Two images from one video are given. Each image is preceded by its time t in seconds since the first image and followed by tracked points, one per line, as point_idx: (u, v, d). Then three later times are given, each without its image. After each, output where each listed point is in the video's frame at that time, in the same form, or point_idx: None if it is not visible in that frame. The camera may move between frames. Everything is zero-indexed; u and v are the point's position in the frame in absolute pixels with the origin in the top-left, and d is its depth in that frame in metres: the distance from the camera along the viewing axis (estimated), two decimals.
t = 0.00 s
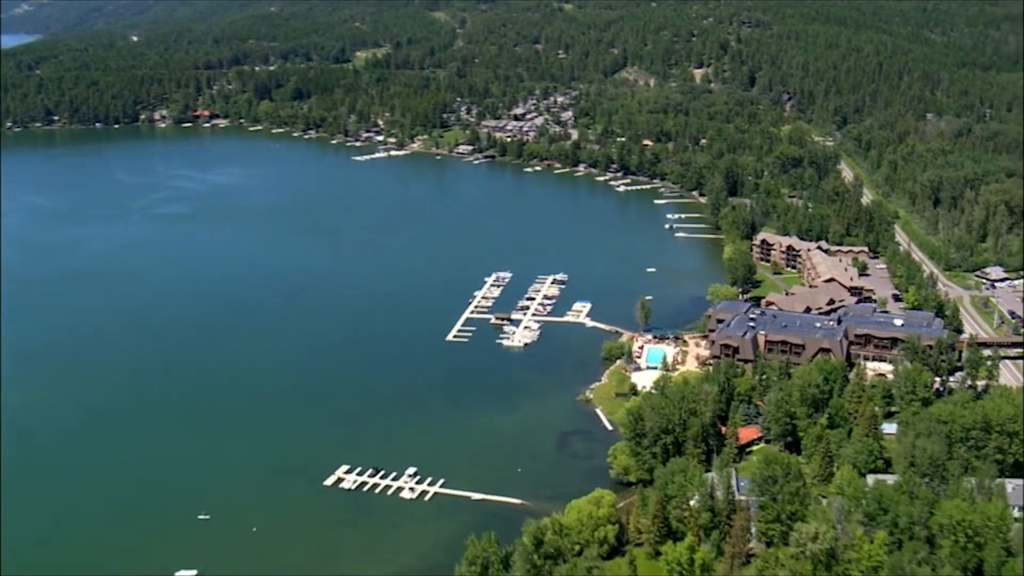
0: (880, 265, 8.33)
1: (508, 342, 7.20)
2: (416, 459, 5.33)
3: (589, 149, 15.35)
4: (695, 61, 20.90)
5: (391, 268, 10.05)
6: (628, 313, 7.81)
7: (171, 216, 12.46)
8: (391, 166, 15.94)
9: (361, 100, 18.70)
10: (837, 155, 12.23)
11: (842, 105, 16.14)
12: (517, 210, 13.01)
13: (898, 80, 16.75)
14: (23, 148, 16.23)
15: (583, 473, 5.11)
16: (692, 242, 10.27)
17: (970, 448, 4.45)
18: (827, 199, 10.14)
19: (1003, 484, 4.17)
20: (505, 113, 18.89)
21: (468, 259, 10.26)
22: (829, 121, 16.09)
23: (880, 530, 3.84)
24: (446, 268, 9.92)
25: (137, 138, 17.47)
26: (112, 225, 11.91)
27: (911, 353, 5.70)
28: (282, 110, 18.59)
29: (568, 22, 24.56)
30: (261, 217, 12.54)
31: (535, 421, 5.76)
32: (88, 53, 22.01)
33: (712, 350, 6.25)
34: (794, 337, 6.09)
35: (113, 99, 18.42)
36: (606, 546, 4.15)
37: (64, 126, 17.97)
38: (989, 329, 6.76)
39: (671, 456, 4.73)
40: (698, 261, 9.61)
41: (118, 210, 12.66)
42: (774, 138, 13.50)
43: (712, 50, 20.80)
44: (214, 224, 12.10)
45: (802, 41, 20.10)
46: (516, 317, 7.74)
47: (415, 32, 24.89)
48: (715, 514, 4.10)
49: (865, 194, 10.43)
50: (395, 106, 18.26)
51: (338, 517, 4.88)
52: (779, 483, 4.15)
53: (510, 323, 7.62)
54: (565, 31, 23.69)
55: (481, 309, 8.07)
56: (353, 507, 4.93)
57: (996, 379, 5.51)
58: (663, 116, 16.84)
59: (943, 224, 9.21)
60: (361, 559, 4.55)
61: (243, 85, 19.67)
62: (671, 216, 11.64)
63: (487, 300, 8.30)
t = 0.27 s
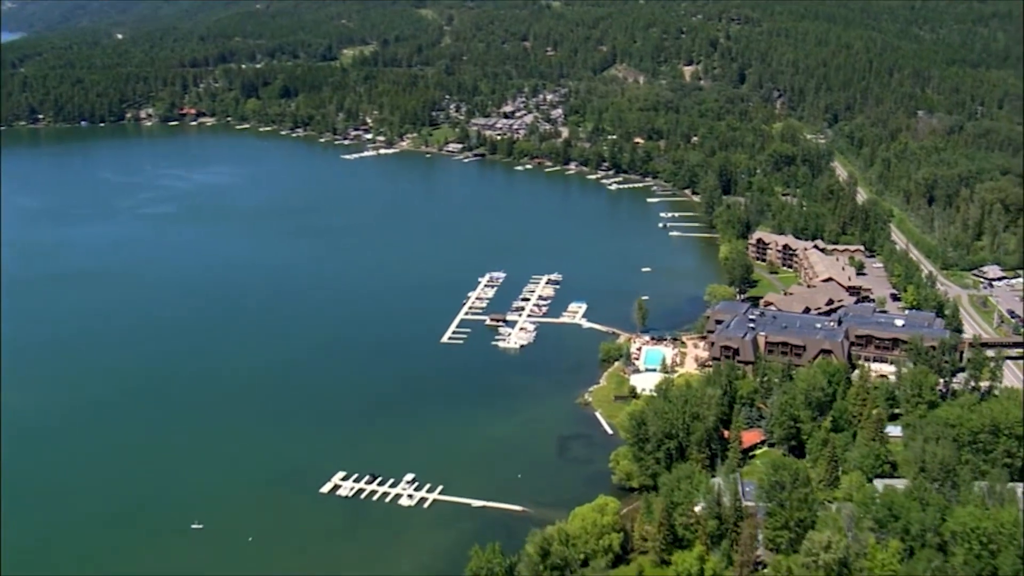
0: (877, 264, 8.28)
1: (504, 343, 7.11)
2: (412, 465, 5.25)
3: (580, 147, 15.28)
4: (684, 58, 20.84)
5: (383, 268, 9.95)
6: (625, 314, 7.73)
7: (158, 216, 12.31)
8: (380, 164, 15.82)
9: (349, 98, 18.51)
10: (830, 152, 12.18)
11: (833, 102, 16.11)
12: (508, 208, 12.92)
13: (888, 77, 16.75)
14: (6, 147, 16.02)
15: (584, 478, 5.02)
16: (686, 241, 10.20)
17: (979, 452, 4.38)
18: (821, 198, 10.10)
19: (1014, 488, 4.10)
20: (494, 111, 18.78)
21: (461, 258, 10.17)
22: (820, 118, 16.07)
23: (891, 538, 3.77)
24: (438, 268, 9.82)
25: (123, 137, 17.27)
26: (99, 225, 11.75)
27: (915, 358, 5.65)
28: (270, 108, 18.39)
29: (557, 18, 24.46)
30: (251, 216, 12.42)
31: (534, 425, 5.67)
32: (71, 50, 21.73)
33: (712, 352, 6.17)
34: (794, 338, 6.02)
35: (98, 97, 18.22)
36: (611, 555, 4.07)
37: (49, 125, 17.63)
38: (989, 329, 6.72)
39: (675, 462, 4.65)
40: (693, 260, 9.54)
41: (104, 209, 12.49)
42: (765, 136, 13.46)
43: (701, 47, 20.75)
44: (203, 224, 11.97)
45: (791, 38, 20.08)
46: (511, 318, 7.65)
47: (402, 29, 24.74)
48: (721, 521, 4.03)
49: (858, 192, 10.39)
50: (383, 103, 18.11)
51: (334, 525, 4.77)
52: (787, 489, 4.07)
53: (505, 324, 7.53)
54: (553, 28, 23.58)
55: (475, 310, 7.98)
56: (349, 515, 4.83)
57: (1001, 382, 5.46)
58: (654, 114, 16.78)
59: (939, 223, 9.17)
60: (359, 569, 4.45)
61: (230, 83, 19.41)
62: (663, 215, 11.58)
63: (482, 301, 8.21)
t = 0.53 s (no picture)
0: (871, 262, 8.24)
1: (498, 346, 7.00)
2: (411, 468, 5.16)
3: (567, 145, 15.18)
4: (669, 54, 20.79)
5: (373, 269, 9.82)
6: (619, 315, 7.64)
7: (142, 216, 12.11)
8: (366, 162, 15.67)
9: (333, 96, 18.24)
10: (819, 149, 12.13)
11: (820, 98, 16.07)
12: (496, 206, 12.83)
13: (874, 73, 16.75)
14: None
15: (585, 484, 4.93)
16: (678, 240, 10.13)
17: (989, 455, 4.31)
18: (813, 196, 10.05)
19: None
20: (480, 108, 18.63)
21: (452, 258, 10.06)
22: (807, 114, 16.06)
23: (906, 546, 3.70)
24: (429, 268, 9.71)
25: (104, 136, 17.02)
26: (81, 226, 11.54)
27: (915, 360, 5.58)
28: (253, 106, 18.12)
29: (540, 15, 24.33)
30: (237, 216, 12.24)
31: (532, 429, 5.57)
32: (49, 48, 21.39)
33: (710, 354, 6.09)
34: (794, 339, 5.95)
35: (78, 96, 17.94)
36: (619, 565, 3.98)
37: (29, 124, 17.45)
38: (987, 327, 6.67)
39: (679, 468, 4.55)
40: (685, 258, 9.47)
41: (86, 209, 12.28)
42: (753, 134, 13.43)
43: (687, 43, 20.70)
44: (188, 225, 11.78)
45: (776, 34, 20.06)
46: (504, 319, 7.54)
47: (384, 26, 24.55)
48: (730, 530, 3.95)
49: (849, 189, 10.36)
50: (367, 101, 17.92)
51: (331, 535, 4.64)
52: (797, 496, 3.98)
53: (499, 326, 7.41)
54: (537, 25, 23.45)
55: (467, 311, 7.86)
56: (346, 525, 4.70)
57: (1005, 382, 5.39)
58: (640, 110, 16.71)
59: (932, 220, 9.13)
60: None
61: (212, 81, 19.16)
62: (654, 213, 11.50)
63: (474, 302, 8.10)
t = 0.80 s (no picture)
0: (863, 259, 8.19)
1: (488, 347, 6.89)
2: (408, 472, 5.07)
3: (551, 141, 15.08)
4: (651, 49, 20.72)
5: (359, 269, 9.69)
6: (611, 314, 7.54)
7: (122, 216, 11.92)
8: (348, 160, 15.51)
9: (313, 94, 17.98)
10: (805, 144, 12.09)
11: (804, 93, 16.09)
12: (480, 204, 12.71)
13: (857, 68, 16.76)
14: None
15: (584, 490, 4.83)
16: (666, 238, 10.05)
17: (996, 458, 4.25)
18: (801, 193, 10.00)
19: None
20: (462, 105, 18.45)
21: (439, 257, 9.93)
22: (791, 109, 16.06)
23: (919, 555, 3.62)
24: (415, 268, 9.59)
25: (81, 135, 16.74)
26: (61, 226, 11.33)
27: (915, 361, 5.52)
28: (232, 103, 17.82)
29: (520, 10, 24.17)
30: (220, 216, 12.06)
31: (527, 433, 5.47)
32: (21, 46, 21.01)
33: (705, 355, 6.00)
34: (791, 338, 5.87)
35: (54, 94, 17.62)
36: None
37: (3, 123, 17.19)
38: (982, 323, 6.63)
39: (680, 473, 4.46)
40: (674, 256, 9.40)
41: (64, 209, 12.06)
42: (738, 131, 13.40)
43: (669, 38, 20.64)
44: (170, 225, 11.58)
45: (758, 29, 20.03)
46: (494, 320, 7.42)
47: (364, 23, 24.33)
48: (736, 537, 3.86)
49: (837, 185, 10.33)
50: (348, 98, 17.71)
51: (324, 546, 4.52)
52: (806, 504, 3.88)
53: (489, 327, 7.30)
54: (518, 20, 23.29)
55: (456, 311, 7.74)
56: (340, 534, 4.58)
57: (1005, 381, 5.33)
58: (624, 106, 16.63)
59: (922, 217, 9.10)
60: None
61: (190, 79, 18.94)
62: (641, 210, 11.44)
63: (462, 301, 7.98)
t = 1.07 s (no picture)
0: (850, 255, 8.15)
1: (477, 349, 6.77)
2: (401, 481, 4.97)
3: (531, 137, 14.96)
4: (628, 43, 20.65)
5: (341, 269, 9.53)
6: (600, 313, 7.44)
7: (96, 217, 11.67)
8: (324, 157, 15.31)
9: (288, 90, 17.73)
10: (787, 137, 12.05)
11: (782, 86, 16.18)
12: (461, 201, 12.58)
13: (835, 61, 16.78)
14: None
15: (582, 496, 4.72)
16: (650, 234, 9.97)
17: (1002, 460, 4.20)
18: (786, 188, 9.96)
19: None
20: (439, 101, 18.24)
21: (422, 256, 9.79)
22: (770, 103, 16.05)
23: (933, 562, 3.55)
24: (399, 267, 9.45)
25: (51, 134, 16.40)
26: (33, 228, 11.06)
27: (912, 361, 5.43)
28: (206, 100, 17.53)
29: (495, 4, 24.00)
30: (198, 216, 11.84)
31: (521, 438, 5.36)
32: None
33: (699, 355, 5.91)
34: (786, 337, 5.80)
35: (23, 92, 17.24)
36: None
37: None
38: (974, 318, 6.59)
39: (682, 478, 4.36)
40: (660, 252, 9.32)
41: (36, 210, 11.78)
42: (719, 126, 13.35)
43: (645, 32, 20.57)
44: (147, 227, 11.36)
45: (735, 22, 20.02)
46: (481, 321, 7.29)
47: (337, 18, 24.06)
48: (745, 544, 3.75)
49: (821, 179, 10.29)
50: (324, 94, 17.48)
51: (318, 558, 4.39)
52: (816, 510, 3.77)
53: (477, 327, 7.17)
54: (493, 15, 23.13)
55: (442, 312, 7.61)
56: (333, 546, 4.45)
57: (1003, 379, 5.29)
58: (603, 101, 16.55)
59: (908, 212, 9.08)
60: None
61: (163, 76, 18.66)
62: (624, 206, 11.35)
63: (448, 301, 7.85)
